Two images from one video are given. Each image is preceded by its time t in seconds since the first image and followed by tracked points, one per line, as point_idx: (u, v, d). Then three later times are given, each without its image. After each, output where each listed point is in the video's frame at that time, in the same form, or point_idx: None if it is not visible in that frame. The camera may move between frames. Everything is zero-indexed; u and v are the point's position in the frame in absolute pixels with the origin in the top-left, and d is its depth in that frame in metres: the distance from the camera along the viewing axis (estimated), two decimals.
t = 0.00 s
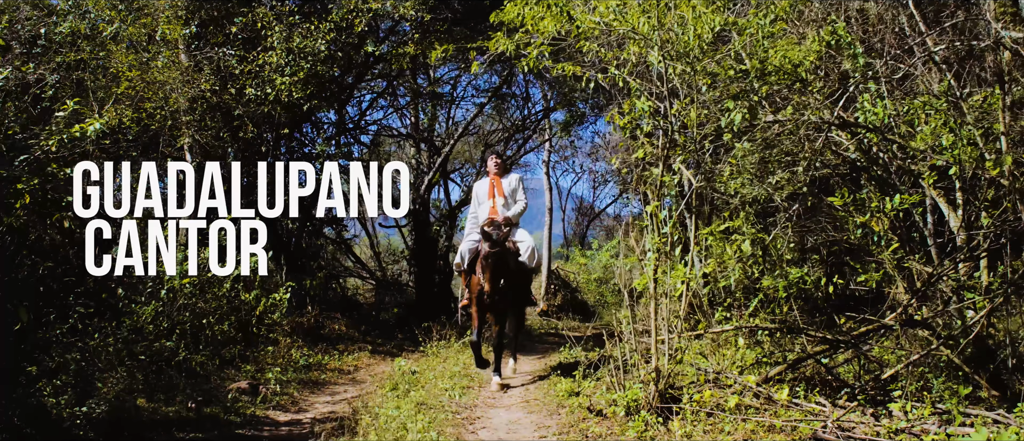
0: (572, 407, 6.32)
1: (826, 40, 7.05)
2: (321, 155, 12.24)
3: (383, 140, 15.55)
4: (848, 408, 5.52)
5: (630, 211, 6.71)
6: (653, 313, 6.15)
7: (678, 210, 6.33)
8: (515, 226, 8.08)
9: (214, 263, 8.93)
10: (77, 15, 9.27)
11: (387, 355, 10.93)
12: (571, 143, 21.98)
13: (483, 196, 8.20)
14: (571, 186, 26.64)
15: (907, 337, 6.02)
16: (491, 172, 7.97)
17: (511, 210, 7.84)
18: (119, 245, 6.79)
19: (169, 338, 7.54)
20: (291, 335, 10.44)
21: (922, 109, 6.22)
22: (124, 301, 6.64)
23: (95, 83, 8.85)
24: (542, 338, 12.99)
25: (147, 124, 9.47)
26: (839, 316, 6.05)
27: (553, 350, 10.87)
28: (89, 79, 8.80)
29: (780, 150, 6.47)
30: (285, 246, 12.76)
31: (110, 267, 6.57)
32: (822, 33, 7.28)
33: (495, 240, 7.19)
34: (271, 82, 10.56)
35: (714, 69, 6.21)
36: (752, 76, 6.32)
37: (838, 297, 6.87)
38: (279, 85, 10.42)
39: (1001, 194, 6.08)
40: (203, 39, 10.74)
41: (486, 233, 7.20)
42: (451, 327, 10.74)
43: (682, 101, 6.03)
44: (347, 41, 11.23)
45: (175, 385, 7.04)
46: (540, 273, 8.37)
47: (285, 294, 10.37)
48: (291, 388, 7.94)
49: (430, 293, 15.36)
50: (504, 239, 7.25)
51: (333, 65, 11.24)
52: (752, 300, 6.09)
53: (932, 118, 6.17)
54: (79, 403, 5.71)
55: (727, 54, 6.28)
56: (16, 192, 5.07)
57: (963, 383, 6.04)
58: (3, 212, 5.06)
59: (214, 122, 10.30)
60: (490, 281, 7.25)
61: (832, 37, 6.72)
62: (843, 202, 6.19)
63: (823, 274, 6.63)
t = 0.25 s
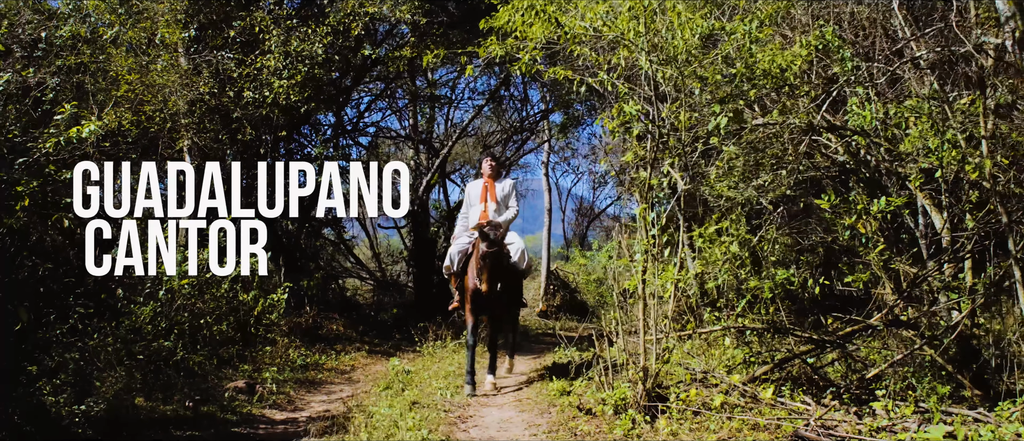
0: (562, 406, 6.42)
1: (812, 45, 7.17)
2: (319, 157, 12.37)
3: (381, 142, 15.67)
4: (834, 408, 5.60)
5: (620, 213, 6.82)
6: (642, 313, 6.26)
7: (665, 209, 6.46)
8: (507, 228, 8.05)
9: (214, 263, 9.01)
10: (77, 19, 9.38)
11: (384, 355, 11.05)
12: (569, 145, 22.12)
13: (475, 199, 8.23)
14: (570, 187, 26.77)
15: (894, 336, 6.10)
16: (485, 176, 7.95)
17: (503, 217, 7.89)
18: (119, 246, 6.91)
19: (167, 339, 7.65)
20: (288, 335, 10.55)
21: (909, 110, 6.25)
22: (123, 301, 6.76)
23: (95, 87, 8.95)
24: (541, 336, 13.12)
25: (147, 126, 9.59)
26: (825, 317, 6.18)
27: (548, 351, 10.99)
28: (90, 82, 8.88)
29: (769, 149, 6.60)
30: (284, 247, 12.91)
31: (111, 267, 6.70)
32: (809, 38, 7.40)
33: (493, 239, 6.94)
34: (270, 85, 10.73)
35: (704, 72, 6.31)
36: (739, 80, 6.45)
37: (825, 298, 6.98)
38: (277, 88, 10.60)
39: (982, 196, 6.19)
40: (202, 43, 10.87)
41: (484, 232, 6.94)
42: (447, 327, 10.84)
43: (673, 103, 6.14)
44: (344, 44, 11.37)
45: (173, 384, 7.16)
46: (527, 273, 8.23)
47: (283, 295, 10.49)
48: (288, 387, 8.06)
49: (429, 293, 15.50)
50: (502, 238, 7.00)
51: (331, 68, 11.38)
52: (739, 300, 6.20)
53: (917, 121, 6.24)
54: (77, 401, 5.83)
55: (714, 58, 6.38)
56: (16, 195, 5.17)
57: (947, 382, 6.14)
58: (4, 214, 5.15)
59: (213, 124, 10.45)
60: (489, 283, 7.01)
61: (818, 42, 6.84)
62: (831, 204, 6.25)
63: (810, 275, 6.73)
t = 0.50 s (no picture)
0: (555, 402, 6.52)
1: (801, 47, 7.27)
2: (318, 157, 12.50)
3: (380, 142, 15.79)
4: (821, 404, 5.69)
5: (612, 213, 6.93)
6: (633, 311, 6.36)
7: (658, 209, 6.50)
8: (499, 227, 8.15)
9: (214, 263, 9.11)
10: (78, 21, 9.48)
11: (382, 353, 11.17)
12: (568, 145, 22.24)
13: (467, 197, 8.29)
14: (569, 187, 26.88)
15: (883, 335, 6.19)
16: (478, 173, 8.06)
17: (496, 215, 8.04)
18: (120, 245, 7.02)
19: (167, 336, 7.76)
20: (287, 334, 10.66)
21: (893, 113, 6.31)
22: (123, 299, 6.87)
23: (96, 88, 9.06)
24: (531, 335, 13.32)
25: (147, 127, 9.69)
26: (813, 315, 6.28)
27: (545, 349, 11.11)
28: (91, 83, 8.98)
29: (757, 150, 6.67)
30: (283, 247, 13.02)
31: (111, 266, 6.78)
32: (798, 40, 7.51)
33: (488, 237, 7.02)
34: (268, 86, 10.86)
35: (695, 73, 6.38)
36: (727, 82, 6.53)
37: (814, 297, 7.08)
38: (275, 89, 10.75)
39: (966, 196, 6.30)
40: (202, 44, 10.98)
41: (479, 231, 7.03)
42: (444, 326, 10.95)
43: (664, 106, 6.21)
44: (342, 46, 11.50)
45: (173, 381, 7.28)
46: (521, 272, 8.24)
47: (282, 293, 10.61)
48: (286, 384, 8.17)
49: (428, 292, 15.64)
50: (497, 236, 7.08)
51: (329, 69, 11.51)
52: (728, 298, 6.30)
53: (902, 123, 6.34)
54: (78, 396, 5.94)
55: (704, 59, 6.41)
56: (18, 194, 5.29)
57: (933, 378, 6.25)
58: (7, 213, 5.26)
59: (213, 124, 10.57)
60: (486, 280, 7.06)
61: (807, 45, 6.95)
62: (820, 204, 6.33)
63: (799, 273, 6.84)
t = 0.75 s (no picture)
0: (548, 397, 6.65)
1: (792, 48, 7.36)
2: (317, 157, 12.65)
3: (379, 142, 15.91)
4: (808, 399, 5.82)
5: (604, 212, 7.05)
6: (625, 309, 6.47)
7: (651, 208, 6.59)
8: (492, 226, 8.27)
9: (214, 262, 9.17)
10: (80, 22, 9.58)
11: (380, 351, 11.30)
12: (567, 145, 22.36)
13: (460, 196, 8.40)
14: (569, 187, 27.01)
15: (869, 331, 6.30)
16: (471, 171, 8.19)
17: (489, 213, 8.16)
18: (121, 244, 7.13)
19: (168, 333, 7.90)
20: (287, 331, 10.79)
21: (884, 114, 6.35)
22: (124, 296, 6.98)
23: (98, 89, 9.17)
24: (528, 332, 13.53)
25: (148, 127, 9.81)
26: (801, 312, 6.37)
27: (541, 346, 11.26)
28: (93, 84, 9.10)
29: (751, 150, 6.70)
30: (283, 246, 13.15)
31: (111, 267, 6.94)
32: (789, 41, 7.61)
33: (477, 246, 7.18)
34: (268, 87, 10.99)
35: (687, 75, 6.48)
36: (717, 82, 6.65)
37: (805, 294, 7.19)
38: (275, 90, 10.88)
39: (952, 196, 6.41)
40: (203, 45, 11.09)
41: (468, 240, 7.19)
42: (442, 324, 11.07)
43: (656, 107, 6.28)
44: (341, 47, 11.64)
45: (174, 377, 7.42)
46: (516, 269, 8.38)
47: (281, 291, 10.73)
48: (284, 380, 8.30)
49: (427, 291, 15.78)
50: (485, 245, 7.24)
51: (327, 70, 11.65)
52: (718, 297, 6.43)
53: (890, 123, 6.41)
54: (81, 391, 6.09)
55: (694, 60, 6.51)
56: (22, 194, 5.37)
57: (919, 374, 6.38)
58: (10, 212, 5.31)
59: (213, 125, 10.70)
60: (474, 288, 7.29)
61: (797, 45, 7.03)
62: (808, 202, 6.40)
63: (788, 271, 6.95)
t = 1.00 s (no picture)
0: (540, 394, 6.78)
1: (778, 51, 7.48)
2: (315, 158, 12.80)
3: (377, 142, 16.05)
4: (793, 395, 5.94)
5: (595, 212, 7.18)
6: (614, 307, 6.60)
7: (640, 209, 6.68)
8: (488, 224, 8.36)
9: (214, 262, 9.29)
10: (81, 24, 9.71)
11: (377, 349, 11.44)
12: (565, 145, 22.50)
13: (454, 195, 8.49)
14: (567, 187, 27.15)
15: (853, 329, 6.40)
16: (465, 170, 8.29)
17: (483, 212, 8.30)
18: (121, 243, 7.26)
19: (167, 331, 8.04)
20: (285, 330, 10.93)
21: (863, 116, 6.48)
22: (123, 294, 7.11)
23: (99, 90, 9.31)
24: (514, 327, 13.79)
25: (148, 128, 9.94)
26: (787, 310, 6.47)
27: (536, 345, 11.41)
28: (93, 86, 9.24)
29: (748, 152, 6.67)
30: (282, 246, 13.29)
31: (110, 265, 7.14)
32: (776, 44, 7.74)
33: (466, 244, 7.45)
34: (266, 89, 11.14)
35: (676, 77, 6.58)
36: (705, 84, 6.74)
37: (792, 293, 7.31)
38: (273, 92, 11.02)
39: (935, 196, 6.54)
40: (202, 47, 11.24)
41: (457, 238, 7.46)
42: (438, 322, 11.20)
43: (646, 109, 6.33)
44: (338, 49, 11.80)
45: (173, 374, 7.56)
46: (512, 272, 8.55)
47: (279, 290, 10.87)
48: (282, 378, 8.44)
49: (425, 290, 15.92)
50: (473, 244, 7.50)
51: (325, 72, 11.81)
52: (705, 295, 6.56)
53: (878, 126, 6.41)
54: (81, 387, 6.23)
55: (682, 63, 6.63)
56: (23, 194, 5.48)
57: (903, 371, 6.50)
58: (10, 212, 5.41)
59: (212, 126, 10.84)
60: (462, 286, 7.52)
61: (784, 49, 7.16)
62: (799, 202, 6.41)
63: (775, 271, 7.08)
